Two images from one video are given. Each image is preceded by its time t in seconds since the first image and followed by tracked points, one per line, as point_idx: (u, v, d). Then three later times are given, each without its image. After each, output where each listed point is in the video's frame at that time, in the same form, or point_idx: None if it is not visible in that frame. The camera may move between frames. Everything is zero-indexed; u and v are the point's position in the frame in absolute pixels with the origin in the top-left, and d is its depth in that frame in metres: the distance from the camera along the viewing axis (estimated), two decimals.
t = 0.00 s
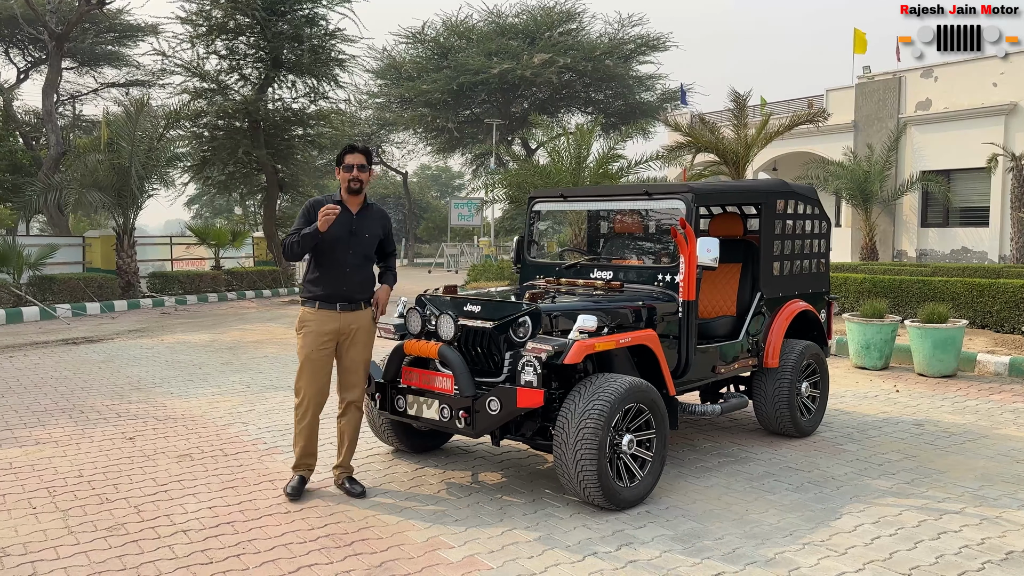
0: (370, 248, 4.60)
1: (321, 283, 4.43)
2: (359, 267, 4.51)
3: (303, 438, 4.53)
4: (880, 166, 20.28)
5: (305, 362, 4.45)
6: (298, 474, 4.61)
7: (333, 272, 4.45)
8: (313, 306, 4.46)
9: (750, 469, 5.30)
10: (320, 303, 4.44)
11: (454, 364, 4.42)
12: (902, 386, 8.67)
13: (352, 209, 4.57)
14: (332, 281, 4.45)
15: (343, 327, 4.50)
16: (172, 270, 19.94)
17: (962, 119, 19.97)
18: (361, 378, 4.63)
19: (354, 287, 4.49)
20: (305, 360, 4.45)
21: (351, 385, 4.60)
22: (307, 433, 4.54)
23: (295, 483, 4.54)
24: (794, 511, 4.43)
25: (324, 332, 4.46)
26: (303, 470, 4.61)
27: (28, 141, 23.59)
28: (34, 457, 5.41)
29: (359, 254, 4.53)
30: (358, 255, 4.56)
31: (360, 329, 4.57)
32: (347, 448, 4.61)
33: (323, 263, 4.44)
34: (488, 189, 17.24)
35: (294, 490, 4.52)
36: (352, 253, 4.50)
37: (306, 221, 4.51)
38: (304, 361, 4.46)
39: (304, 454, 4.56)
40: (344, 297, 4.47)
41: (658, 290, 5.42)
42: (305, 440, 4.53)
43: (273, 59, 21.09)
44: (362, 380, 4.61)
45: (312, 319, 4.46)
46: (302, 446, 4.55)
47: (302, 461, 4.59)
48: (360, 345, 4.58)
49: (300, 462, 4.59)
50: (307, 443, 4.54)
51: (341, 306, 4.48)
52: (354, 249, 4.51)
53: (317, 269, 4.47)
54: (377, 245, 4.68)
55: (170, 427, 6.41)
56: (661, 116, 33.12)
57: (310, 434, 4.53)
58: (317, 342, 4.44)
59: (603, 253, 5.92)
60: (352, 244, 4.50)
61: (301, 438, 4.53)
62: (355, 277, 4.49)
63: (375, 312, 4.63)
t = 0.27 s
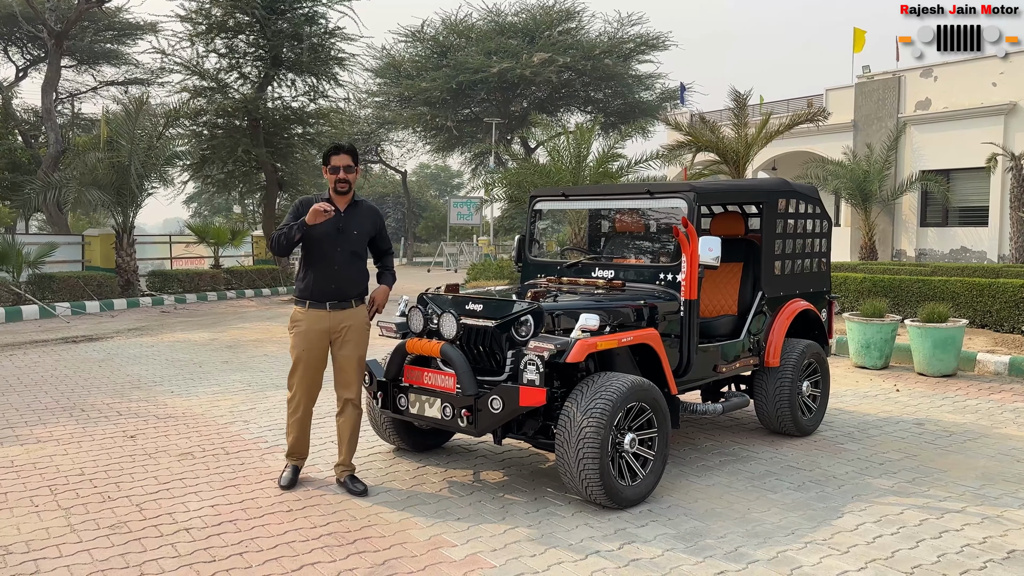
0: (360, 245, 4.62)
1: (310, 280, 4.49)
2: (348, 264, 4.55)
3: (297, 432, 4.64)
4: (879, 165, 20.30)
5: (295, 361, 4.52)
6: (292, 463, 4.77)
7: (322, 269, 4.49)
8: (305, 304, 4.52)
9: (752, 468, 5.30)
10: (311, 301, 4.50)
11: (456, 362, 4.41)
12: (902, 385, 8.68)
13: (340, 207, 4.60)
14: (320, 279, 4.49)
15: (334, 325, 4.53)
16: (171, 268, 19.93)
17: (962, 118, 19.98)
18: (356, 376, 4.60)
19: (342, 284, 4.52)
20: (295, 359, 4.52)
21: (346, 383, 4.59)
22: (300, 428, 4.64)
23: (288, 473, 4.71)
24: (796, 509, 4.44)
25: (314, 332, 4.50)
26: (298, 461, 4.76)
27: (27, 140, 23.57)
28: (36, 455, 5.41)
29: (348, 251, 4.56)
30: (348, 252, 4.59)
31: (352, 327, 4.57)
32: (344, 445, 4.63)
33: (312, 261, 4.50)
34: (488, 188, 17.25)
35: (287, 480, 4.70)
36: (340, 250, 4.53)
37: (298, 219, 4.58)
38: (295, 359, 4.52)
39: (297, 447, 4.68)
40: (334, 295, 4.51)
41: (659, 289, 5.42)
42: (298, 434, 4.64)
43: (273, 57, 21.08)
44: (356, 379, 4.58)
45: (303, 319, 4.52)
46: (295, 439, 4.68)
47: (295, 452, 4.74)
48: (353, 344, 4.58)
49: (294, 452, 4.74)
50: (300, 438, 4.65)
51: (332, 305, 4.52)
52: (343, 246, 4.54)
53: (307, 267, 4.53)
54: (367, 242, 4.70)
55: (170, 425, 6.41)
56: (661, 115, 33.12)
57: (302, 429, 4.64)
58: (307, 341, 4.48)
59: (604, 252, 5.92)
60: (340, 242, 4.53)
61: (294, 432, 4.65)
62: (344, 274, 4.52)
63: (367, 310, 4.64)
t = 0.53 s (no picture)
0: (343, 244, 4.51)
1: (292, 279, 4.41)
2: (331, 262, 4.44)
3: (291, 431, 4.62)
4: (876, 164, 20.33)
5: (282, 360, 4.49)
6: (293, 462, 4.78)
7: (304, 268, 4.41)
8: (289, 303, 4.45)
9: (752, 467, 5.30)
10: (295, 301, 4.42)
11: (456, 361, 4.40)
12: (901, 384, 8.69)
13: (323, 205, 4.51)
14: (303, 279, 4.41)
15: (318, 324, 4.44)
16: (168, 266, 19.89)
17: (959, 117, 20.01)
18: (345, 374, 4.48)
19: (324, 282, 4.42)
20: (282, 359, 4.48)
21: (334, 382, 4.49)
22: (294, 426, 4.62)
23: (287, 473, 4.71)
24: (796, 508, 4.44)
25: (298, 331, 4.43)
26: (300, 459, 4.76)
27: (23, 137, 23.51)
28: (35, 454, 5.40)
29: (331, 250, 4.46)
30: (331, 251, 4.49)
31: (338, 326, 4.46)
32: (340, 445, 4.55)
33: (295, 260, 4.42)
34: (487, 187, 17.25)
35: (287, 480, 4.69)
36: (322, 249, 4.43)
37: (280, 218, 4.52)
38: (282, 358, 4.49)
39: (295, 445, 4.67)
40: (317, 294, 4.41)
41: (659, 288, 5.42)
42: (295, 433, 4.63)
43: (270, 55, 21.05)
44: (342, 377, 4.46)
45: (287, 319, 4.45)
46: (294, 438, 4.68)
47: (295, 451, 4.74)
48: (339, 342, 4.47)
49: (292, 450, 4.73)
50: (297, 435, 4.64)
51: (314, 303, 4.42)
52: (325, 245, 4.44)
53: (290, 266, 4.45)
54: (353, 240, 4.58)
55: (169, 424, 6.40)
56: (658, 113, 33.13)
57: (299, 428, 4.62)
58: (291, 341, 4.43)
59: (604, 250, 5.91)
60: (322, 241, 4.43)
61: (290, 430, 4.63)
62: (326, 273, 4.42)
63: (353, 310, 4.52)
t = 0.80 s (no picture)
0: (325, 242, 4.45)
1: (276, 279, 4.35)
2: (314, 261, 4.39)
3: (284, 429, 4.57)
4: (872, 161, 20.34)
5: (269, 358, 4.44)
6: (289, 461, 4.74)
7: (287, 267, 4.35)
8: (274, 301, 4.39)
9: (751, 465, 5.29)
10: (279, 300, 4.37)
11: (455, 359, 4.37)
12: (898, 381, 8.70)
13: (304, 202, 4.44)
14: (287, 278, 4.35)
15: (303, 321, 4.38)
16: (163, 263, 19.82)
17: (954, 115, 20.03)
18: (333, 370, 4.42)
19: (308, 281, 4.36)
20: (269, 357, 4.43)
21: (323, 378, 4.43)
22: (287, 424, 4.58)
23: (285, 471, 4.67)
24: (796, 506, 4.43)
25: (283, 328, 4.38)
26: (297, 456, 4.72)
27: (17, 134, 23.37)
28: (29, 453, 5.35)
29: (313, 249, 4.39)
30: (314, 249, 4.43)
31: (324, 323, 4.41)
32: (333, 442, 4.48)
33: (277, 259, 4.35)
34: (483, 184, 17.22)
35: (285, 478, 4.65)
36: (304, 248, 4.37)
37: (261, 217, 4.45)
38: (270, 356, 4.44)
39: (289, 443, 4.63)
40: (301, 292, 4.36)
41: (658, 285, 5.40)
42: (289, 430, 4.59)
43: (265, 51, 20.98)
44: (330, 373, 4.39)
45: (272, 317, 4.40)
46: (289, 436, 4.64)
47: (291, 449, 4.70)
48: (325, 339, 4.40)
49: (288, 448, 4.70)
50: (290, 433, 4.60)
51: (299, 302, 4.36)
52: (307, 243, 4.38)
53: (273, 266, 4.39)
54: (335, 238, 4.53)
55: (165, 422, 6.36)
56: (654, 110, 33.12)
57: (292, 426, 4.57)
58: (277, 339, 4.38)
59: (602, 247, 5.89)
60: (304, 239, 4.37)
61: (283, 428, 4.58)
62: (309, 272, 4.36)
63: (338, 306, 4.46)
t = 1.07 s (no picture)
0: (315, 237, 4.39)
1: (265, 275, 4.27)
2: (304, 257, 4.32)
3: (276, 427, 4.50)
4: (865, 158, 20.38)
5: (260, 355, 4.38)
6: (283, 461, 4.66)
7: (277, 263, 4.27)
8: (263, 298, 4.32)
9: (749, 463, 5.26)
10: (268, 296, 4.29)
11: (453, 356, 4.32)
12: (894, 378, 8.69)
13: (292, 198, 4.36)
14: (277, 274, 4.27)
15: (293, 317, 4.32)
16: (154, 259, 19.68)
17: (947, 111, 20.06)
18: (324, 366, 4.35)
19: (299, 278, 4.30)
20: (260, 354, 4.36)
21: (315, 375, 4.36)
22: (279, 422, 4.50)
23: (280, 470, 4.61)
24: (797, 505, 4.40)
25: (274, 325, 4.31)
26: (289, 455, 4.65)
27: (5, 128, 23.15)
28: (19, 452, 5.27)
29: (302, 244, 4.33)
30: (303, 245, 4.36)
31: (315, 318, 4.34)
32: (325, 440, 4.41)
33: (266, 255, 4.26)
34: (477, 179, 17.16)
35: (280, 477, 4.59)
36: (294, 245, 4.31)
37: (248, 212, 4.35)
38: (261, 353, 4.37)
39: (282, 441, 4.56)
40: (291, 289, 4.29)
41: (657, 282, 5.35)
42: (282, 429, 4.52)
43: (257, 45, 20.84)
44: (322, 369, 4.33)
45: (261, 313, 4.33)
46: (282, 435, 4.57)
47: (284, 448, 4.63)
48: (316, 335, 4.34)
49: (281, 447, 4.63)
50: (283, 431, 4.53)
51: (290, 298, 4.29)
52: (297, 239, 4.31)
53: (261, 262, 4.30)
54: (324, 233, 4.46)
55: (157, 419, 6.28)
56: (647, 106, 33.10)
57: (285, 423, 4.50)
58: (267, 335, 4.31)
59: (600, 244, 5.83)
60: (293, 235, 4.31)
61: (275, 427, 4.51)
62: (299, 268, 4.30)
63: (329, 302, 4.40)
